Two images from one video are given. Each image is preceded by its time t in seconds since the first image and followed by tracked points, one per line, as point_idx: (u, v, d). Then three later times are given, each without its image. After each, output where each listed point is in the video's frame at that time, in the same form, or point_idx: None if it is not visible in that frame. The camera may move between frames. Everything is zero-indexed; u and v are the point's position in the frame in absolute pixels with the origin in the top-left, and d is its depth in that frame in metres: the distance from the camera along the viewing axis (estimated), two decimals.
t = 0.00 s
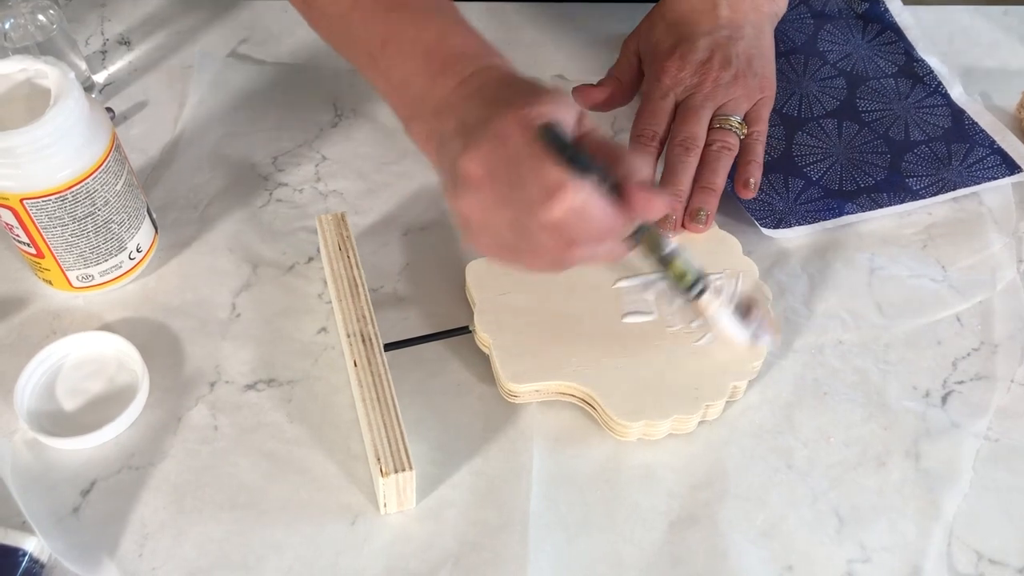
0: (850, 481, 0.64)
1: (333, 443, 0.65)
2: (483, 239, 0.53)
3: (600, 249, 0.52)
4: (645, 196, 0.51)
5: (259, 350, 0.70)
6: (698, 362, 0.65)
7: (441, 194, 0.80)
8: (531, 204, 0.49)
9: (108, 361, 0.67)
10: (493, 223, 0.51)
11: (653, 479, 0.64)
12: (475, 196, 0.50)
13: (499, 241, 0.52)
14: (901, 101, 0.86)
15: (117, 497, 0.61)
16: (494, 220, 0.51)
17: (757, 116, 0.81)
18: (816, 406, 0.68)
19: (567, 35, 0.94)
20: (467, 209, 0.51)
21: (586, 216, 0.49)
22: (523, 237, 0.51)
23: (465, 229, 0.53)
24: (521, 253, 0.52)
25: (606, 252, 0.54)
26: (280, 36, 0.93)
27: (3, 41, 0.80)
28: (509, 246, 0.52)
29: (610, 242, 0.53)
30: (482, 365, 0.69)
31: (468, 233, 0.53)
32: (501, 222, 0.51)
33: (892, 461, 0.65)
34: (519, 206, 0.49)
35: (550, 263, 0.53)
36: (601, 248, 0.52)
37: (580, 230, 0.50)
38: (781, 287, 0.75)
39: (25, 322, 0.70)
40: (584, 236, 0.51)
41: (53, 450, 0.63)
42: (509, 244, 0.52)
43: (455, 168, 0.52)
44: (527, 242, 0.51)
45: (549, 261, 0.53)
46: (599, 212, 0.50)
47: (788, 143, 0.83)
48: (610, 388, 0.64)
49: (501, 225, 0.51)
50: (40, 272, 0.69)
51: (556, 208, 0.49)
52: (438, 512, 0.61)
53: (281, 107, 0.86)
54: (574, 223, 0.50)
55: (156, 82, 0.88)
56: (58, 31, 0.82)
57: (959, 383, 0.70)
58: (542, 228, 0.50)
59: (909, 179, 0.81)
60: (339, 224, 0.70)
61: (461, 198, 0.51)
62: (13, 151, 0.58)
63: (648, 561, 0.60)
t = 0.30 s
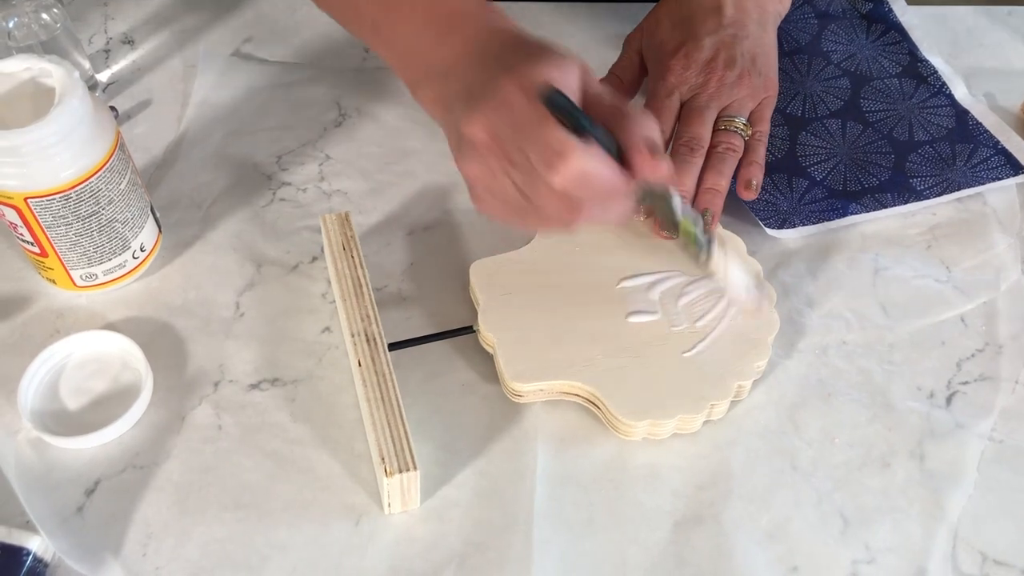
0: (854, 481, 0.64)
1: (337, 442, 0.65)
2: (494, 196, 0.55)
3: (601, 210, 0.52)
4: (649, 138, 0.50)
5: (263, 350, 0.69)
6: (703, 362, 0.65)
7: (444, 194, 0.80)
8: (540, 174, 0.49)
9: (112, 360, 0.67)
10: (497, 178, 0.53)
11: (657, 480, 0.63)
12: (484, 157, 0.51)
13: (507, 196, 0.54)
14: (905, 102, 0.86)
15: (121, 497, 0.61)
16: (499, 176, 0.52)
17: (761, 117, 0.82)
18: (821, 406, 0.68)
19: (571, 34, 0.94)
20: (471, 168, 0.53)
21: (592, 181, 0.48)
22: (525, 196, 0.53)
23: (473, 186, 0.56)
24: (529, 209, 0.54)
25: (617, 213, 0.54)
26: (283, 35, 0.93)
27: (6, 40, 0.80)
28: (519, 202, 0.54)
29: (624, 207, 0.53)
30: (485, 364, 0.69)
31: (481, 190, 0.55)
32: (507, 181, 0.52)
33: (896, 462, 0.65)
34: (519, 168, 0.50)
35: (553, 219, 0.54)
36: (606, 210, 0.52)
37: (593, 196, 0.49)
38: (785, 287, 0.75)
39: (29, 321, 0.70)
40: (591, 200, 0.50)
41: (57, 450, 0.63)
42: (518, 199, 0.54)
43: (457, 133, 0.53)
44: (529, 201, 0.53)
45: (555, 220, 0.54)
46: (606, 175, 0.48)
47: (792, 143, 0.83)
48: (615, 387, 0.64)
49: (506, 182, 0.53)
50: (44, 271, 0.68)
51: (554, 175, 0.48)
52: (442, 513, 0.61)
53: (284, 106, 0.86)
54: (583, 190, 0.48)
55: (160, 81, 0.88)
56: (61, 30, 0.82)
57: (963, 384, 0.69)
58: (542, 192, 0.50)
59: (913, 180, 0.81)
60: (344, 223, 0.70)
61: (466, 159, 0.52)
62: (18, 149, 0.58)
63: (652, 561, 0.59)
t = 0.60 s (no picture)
0: (854, 485, 0.64)
1: (335, 446, 0.64)
2: (503, 99, 0.55)
3: (629, 112, 0.53)
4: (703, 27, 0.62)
5: (262, 353, 0.69)
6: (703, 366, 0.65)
7: (443, 196, 0.80)
8: None
9: (110, 363, 0.67)
10: (530, 72, 0.54)
11: (656, 483, 0.63)
12: (518, 35, 0.52)
13: (522, 94, 0.55)
14: (906, 104, 0.86)
15: (119, 500, 0.61)
16: (528, 66, 0.53)
17: (758, 119, 0.82)
18: (821, 409, 0.67)
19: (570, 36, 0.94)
20: (504, 45, 0.52)
21: (635, 24, 0.50)
22: (558, 88, 0.54)
23: (473, 96, 0.56)
24: (551, 109, 0.55)
25: (617, 146, 0.56)
26: (283, 37, 0.93)
27: (5, 42, 0.80)
28: (530, 95, 0.55)
29: (647, 126, 0.55)
30: (484, 368, 0.69)
31: (489, 95, 0.55)
32: (541, 68, 0.54)
33: (896, 465, 0.65)
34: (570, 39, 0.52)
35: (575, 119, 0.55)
36: (631, 107, 0.53)
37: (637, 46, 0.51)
38: (785, 290, 0.74)
39: (27, 324, 0.70)
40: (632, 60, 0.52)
41: (55, 453, 0.63)
42: (534, 94, 0.55)
43: (475, 40, 0.54)
44: (555, 98, 0.54)
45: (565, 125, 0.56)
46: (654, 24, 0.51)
47: (792, 145, 0.82)
48: (614, 390, 0.63)
49: (535, 68, 0.54)
50: (42, 274, 0.68)
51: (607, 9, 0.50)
52: (441, 517, 0.61)
53: (283, 108, 0.86)
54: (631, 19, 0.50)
55: (159, 83, 0.88)
56: (60, 32, 0.82)
57: (963, 388, 0.69)
58: (582, 60, 0.52)
59: (913, 182, 0.81)
60: (342, 226, 0.69)
61: (497, 40, 0.52)
62: (15, 153, 0.58)
63: (651, 564, 0.59)
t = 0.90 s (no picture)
0: (853, 489, 0.64)
1: (334, 451, 0.64)
2: (539, 36, 0.67)
3: (669, 35, 0.59)
4: None
5: (260, 357, 0.69)
6: (702, 370, 0.65)
7: (442, 199, 0.80)
8: None
9: (108, 367, 0.67)
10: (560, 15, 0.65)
11: (655, 487, 0.63)
12: None
13: (551, 36, 0.67)
14: (904, 107, 0.86)
15: (117, 505, 0.61)
16: None
17: (752, 120, 0.82)
18: (820, 413, 0.67)
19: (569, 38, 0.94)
20: None
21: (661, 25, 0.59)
22: (592, 21, 0.65)
23: (508, 42, 0.68)
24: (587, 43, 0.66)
25: (656, 79, 0.66)
26: (281, 39, 0.92)
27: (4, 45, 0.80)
28: (565, 40, 0.67)
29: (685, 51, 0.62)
30: (483, 372, 0.69)
31: (521, 40, 0.67)
32: (577, 7, 0.65)
33: (895, 469, 0.65)
34: None
35: (614, 53, 0.66)
36: (674, 35, 0.59)
37: None
38: (784, 294, 0.74)
39: (26, 328, 0.70)
40: None
41: (53, 457, 0.63)
42: (568, 36, 0.67)
43: None
44: (591, 36, 0.66)
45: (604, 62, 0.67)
46: None
47: (791, 149, 0.82)
48: (613, 394, 0.63)
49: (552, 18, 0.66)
50: (40, 278, 0.68)
51: None
52: (439, 522, 0.61)
53: (282, 111, 0.86)
54: (659, 19, 0.58)
55: (157, 86, 0.88)
56: (58, 36, 0.82)
57: (962, 392, 0.69)
58: None
59: (912, 186, 0.81)
60: (341, 229, 0.69)
61: None
62: (13, 157, 0.58)
63: (650, 569, 0.59)
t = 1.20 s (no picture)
0: (854, 491, 0.64)
1: (334, 453, 0.64)
2: (571, 36, 0.62)
3: (697, 40, 0.57)
4: None
5: (261, 359, 0.69)
6: (703, 370, 0.65)
7: (442, 201, 0.80)
8: None
9: (109, 370, 0.67)
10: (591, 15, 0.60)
11: (656, 490, 0.63)
12: None
13: (585, 41, 0.62)
14: (903, 108, 0.86)
15: (118, 507, 0.61)
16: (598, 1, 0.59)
17: (747, 106, 0.81)
18: (821, 415, 0.67)
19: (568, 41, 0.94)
20: None
21: None
22: (623, 27, 0.60)
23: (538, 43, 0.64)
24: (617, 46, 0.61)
25: (682, 74, 0.62)
26: (282, 42, 0.93)
27: (4, 48, 0.80)
28: (598, 45, 0.62)
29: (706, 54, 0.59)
30: (483, 374, 0.69)
31: (555, 41, 0.63)
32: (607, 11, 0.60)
33: (896, 470, 0.65)
34: None
35: (643, 55, 0.61)
36: (698, 40, 0.57)
37: None
38: (784, 295, 0.75)
39: (26, 330, 0.70)
40: None
41: (54, 459, 0.63)
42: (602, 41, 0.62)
43: None
44: (624, 39, 0.60)
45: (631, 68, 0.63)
46: None
47: (790, 150, 0.82)
48: (614, 396, 0.63)
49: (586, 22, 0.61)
50: (40, 280, 0.68)
51: None
52: (440, 524, 0.61)
53: (283, 114, 0.86)
54: None
55: (158, 88, 0.88)
56: (59, 38, 0.82)
57: (962, 394, 0.69)
58: None
59: (912, 187, 0.81)
60: (342, 231, 0.69)
61: None
62: (15, 160, 0.58)
63: (651, 571, 0.59)
